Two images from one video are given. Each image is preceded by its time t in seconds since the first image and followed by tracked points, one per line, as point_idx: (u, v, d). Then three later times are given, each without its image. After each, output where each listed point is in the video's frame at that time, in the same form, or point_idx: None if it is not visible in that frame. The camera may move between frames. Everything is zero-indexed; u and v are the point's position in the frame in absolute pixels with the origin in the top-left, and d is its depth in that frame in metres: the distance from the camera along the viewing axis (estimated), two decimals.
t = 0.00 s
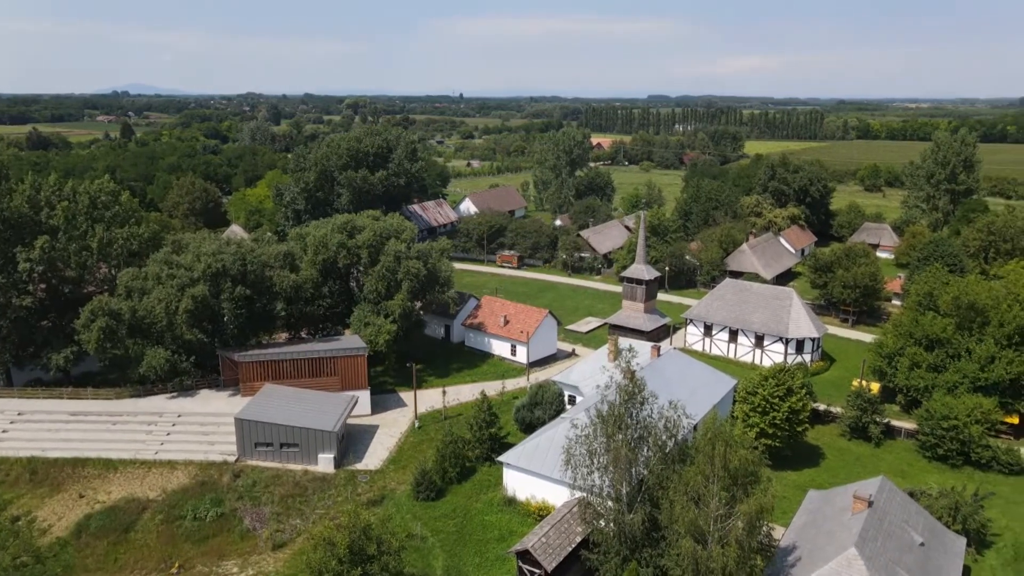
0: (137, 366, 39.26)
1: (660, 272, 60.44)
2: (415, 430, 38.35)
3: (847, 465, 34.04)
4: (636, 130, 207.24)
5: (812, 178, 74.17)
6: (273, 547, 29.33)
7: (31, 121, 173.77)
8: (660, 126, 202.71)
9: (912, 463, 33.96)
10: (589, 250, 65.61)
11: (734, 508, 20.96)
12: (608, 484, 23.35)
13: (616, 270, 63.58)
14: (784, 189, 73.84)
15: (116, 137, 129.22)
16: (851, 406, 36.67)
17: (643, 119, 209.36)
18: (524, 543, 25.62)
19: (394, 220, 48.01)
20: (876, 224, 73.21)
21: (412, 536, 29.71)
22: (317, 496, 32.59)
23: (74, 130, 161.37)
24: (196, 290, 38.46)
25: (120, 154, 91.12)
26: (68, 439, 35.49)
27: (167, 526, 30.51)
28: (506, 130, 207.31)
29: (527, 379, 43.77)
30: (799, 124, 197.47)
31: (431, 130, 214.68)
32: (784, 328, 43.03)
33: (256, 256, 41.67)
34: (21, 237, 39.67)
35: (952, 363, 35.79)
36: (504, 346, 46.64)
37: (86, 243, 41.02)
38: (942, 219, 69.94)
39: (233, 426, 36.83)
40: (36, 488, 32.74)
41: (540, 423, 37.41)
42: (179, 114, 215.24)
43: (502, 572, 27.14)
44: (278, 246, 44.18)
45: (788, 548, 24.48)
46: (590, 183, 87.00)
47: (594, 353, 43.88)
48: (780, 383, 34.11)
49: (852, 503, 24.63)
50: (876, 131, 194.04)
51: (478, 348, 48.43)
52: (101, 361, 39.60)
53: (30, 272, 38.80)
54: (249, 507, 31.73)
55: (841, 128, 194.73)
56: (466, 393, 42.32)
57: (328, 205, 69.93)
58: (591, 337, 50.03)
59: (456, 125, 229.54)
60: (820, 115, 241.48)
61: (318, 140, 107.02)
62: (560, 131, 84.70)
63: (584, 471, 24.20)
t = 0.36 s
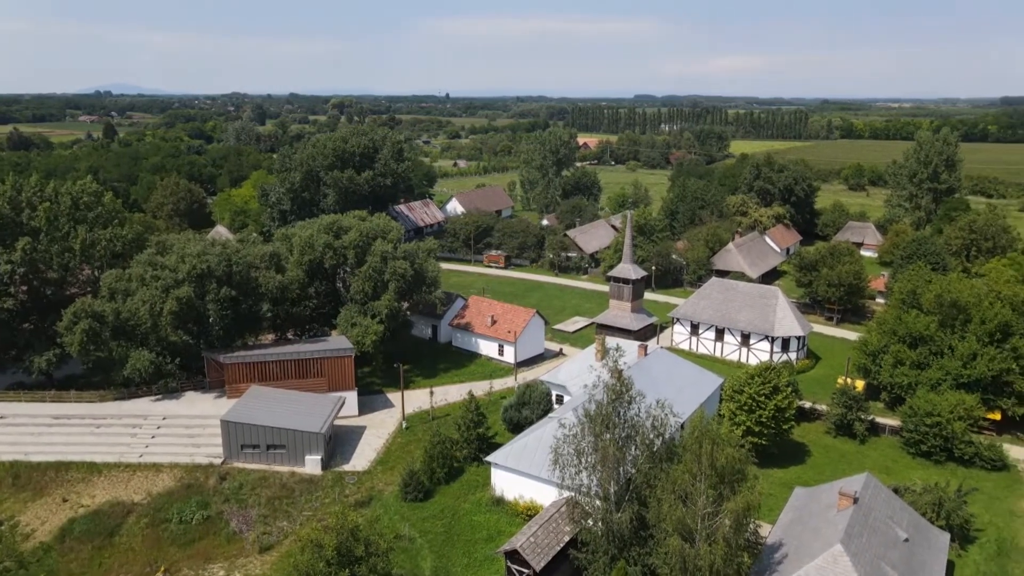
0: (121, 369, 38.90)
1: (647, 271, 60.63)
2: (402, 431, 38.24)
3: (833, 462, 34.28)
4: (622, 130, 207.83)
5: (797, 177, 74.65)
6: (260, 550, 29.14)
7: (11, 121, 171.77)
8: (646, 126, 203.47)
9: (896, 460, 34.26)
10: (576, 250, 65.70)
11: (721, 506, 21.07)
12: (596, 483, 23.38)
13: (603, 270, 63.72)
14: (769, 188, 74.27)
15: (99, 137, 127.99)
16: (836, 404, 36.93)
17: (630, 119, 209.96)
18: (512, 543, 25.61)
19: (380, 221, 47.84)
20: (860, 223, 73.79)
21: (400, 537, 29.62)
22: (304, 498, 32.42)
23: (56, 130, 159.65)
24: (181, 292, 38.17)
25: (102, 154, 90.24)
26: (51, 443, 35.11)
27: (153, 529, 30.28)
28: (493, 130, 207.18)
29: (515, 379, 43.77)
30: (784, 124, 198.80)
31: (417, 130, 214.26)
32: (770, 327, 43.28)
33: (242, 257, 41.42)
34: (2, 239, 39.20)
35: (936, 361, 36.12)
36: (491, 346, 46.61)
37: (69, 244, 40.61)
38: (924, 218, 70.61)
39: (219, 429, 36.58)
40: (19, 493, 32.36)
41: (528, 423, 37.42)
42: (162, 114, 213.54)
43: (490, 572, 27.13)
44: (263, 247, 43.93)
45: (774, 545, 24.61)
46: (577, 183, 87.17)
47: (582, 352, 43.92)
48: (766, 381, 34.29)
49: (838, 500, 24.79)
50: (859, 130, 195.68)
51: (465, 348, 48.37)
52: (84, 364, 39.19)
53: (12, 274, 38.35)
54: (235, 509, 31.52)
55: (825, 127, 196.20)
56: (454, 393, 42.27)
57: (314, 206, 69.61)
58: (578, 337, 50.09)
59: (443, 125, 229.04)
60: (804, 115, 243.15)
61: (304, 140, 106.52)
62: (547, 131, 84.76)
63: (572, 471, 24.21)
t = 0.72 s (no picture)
0: (105, 371, 38.50)
1: (634, 270, 60.79)
2: (390, 431, 38.13)
3: (819, 460, 34.50)
4: (609, 129, 208.21)
5: (782, 177, 75.13)
6: (246, 552, 28.95)
7: None
8: (633, 125, 203.93)
9: (881, 456, 34.51)
10: (563, 250, 65.77)
11: (709, 503, 21.18)
12: (584, 482, 23.40)
13: (590, 270, 63.85)
14: (754, 188, 74.70)
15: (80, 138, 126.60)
16: (822, 401, 37.17)
17: (616, 119, 210.41)
18: (500, 543, 25.60)
19: (367, 221, 47.67)
20: (844, 221, 74.37)
21: (388, 538, 29.53)
22: (291, 500, 32.24)
23: (37, 130, 157.80)
24: (166, 293, 37.85)
25: (84, 155, 89.31)
26: (34, 447, 34.70)
27: (138, 533, 30.02)
28: (480, 130, 206.95)
29: (502, 379, 43.76)
30: (768, 124, 200.04)
31: (404, 130, 213.63)
32: (756, 325, 43.53)
33: (227, 257, 41.12)
34: None
35: (920, 358, 36.43)
36: (478, 346, 46.58)
37: (51, 246, 40.18)
38: (907, 216, 71.27)
39: (205, 431, 36.30)
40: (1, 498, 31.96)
41: (516, 423, 37.43)
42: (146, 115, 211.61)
43: (479, 572, 27.10)
44: (249, 248, 43.64)
45: (761, 542, 24.74)
46: (563, 183, 87.30)
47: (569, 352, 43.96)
48: (753, 379, 34.46)
49: (824, 497, 24.96)
50: (843, 130, 197.13)
51: (453, 348, 48.31)
52: (68, 366, 38.75)
53: None
54: (222, 512, 31.31)
55: (809, 127, 197.56)
56: (441, 393, 42.21)
57: (300, 206, 69.26)
58: (566, 336, 50.15)
59: (430, 125, 228.42)
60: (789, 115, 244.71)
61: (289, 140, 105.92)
62: (533, 131, 84.78)
63: (560, 470, 24.21)
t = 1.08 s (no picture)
0: (88, 374, 38.10)
1: (620, 270, 60.95)
2: (377, 432, 38.03)
3: (805, 457, 34.73)
4: (595, 129, 208.57)
5: (767, 176, 75.60)
6: (233, 555, 28.76)
7: None
8: (619, 125, 204.41)
9: (866, 453, 34.79)
10: (550, 250, 65.85)
11: (696, 502, 21.29)
12: (572, 481, 23.40)
13: (577, 269, 63.96)
14: (740, 187, 75.11)
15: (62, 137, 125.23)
16: (807, 399, 37.41)
17: (603, 118, 210.88)
18: (488, 543, 25.55)
19: (354, 221, 47.49)
20: (828, 220, 74.95)
21: (376, 539, 29.44)
22: (278, 502, 32.06)
23: (17, 130, 155.91)
24: (150, 294, 37.51)
25: (66, 155, 88.39)
26: (16, 450, 34.30)
27: (123, 537, 29.74)
28: (467, 130, 206.69)
29: (490, 379, 43.75)
30: (754, 123, 201.18)
31: (390, 130, 213.05)
32: (742, 324, 43.76)
33: (212, 258, 40.83)
34: None
35: (903, 356, 36.78)
36: (466, 346, 46.54)
37: (32, 247, 39.74)
38: (891, 215, 71.92)
39: (190, 433, 36.03)
40: None
41: (503, 422, 37.43)
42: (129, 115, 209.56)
43: (467, 572, 27.07)
44: (234, 249, 43.36)
45: (748, 540, 24.86)
46: (550, 182, 87.36)
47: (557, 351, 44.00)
48: (739, 377, 34.64)
49: (810, 494, 25.14)
50: (827, 130, 198.59)
51: (440, 348, 48.23)
52: (50, 369, 38.34)
53: None
54: (208, 514, 31.08)
55: (794, 127, 198.88)
56: (429, 394, 42.14)
57: (286, 207, 68.89)
58: (553, 336, 50.20)
59: (416, 125, 227.79)
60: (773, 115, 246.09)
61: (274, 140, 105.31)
62: (520, 131, 84.75)
63: (548, 470, 24.18)
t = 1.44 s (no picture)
0: (72, 377, 37.74)
1: (607, 270, 61.06)
2: (365, 433, 37.90)
3: (791, 454, 34.95)
4: (582, 129, 208.82)
5: (753, 175, 76.00)
6: (220, 558, 28.55)
7: None
8: (606, 125, 204.81)
9: (851, 450, 35.07)
10: (537, 249, 65.90)
11: (684, 500, 21.40)
12: (560, 481, 23.39)
13: (564, 269, 64.03)
14: (726, 186, 75.47)
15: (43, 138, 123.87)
16: (793, 397, 37.65)
17: (589, 118, 211.27)
18: (477, 544, 25.53)
19: (340, 222, 47.31)
20: (813, 219, 75.46)
21: (364, 541, 29.34)
22: (265, 504, 31.87)
23: None
24: (134, 296, 37.18)
25: (48, 155, 87.47)
26: None
27: (107, 541, 29.47)
28: (453, 130, 206.39)
29: (478, 379, 43.71)
30: (739, 123, 202.30)
31: (377, 130, 212.29)
32: (729, 323, 43.97)
33: (197, 260, 40.49)
34: None
35: (887, 353, 37.11)
36: (453, 346, 46.48)
37: (14, 249, 39.39)
38: (875, 214, 72.50)
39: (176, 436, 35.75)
40: None
41: (491, 422, 37.41)
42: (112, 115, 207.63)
43: (455, 573, 27.03)
44: (219, 249, 43.02)
45: (735, 538, 24.98)
46: (537, 182, 87.38)
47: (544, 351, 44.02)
48: (726, 375, 34.79)
49: (796, 492, 25.29)
50: (812, 130, 199.97)
51: (427, 348, 48.13)
52: (33, 372, 37.97)
53: None
54: (194, 517, 30.86)
55: (778, 126, 200.16)
56: (417, 394, 42.07)
57: (272, 207, 68.51)
58: (541, 336, 50.23)
59: (403, 125, 227.16)
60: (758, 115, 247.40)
61: (260, 140, 104.68)
62: (506, 130, 84.75)
63: (536, 470, 24.16)
